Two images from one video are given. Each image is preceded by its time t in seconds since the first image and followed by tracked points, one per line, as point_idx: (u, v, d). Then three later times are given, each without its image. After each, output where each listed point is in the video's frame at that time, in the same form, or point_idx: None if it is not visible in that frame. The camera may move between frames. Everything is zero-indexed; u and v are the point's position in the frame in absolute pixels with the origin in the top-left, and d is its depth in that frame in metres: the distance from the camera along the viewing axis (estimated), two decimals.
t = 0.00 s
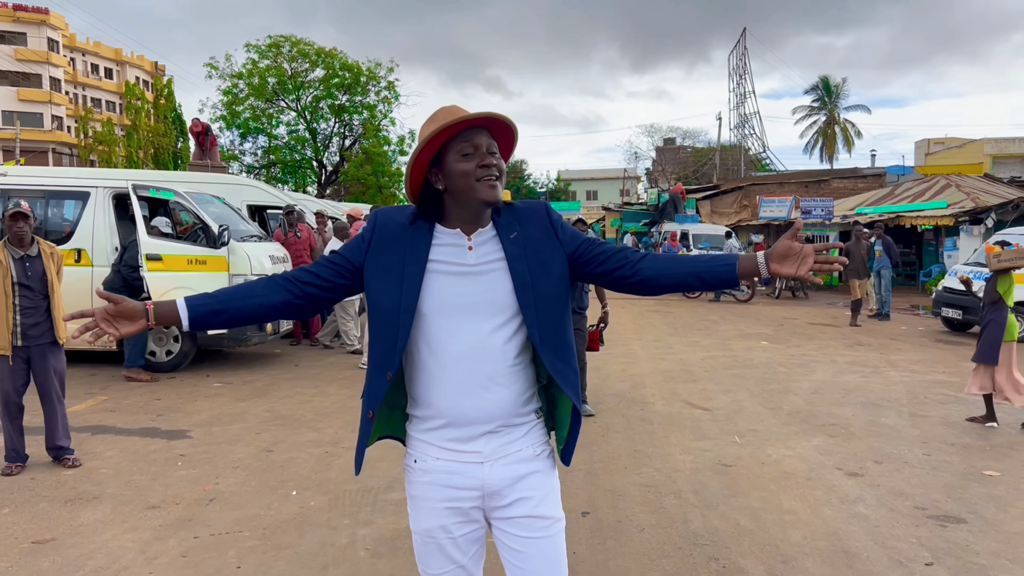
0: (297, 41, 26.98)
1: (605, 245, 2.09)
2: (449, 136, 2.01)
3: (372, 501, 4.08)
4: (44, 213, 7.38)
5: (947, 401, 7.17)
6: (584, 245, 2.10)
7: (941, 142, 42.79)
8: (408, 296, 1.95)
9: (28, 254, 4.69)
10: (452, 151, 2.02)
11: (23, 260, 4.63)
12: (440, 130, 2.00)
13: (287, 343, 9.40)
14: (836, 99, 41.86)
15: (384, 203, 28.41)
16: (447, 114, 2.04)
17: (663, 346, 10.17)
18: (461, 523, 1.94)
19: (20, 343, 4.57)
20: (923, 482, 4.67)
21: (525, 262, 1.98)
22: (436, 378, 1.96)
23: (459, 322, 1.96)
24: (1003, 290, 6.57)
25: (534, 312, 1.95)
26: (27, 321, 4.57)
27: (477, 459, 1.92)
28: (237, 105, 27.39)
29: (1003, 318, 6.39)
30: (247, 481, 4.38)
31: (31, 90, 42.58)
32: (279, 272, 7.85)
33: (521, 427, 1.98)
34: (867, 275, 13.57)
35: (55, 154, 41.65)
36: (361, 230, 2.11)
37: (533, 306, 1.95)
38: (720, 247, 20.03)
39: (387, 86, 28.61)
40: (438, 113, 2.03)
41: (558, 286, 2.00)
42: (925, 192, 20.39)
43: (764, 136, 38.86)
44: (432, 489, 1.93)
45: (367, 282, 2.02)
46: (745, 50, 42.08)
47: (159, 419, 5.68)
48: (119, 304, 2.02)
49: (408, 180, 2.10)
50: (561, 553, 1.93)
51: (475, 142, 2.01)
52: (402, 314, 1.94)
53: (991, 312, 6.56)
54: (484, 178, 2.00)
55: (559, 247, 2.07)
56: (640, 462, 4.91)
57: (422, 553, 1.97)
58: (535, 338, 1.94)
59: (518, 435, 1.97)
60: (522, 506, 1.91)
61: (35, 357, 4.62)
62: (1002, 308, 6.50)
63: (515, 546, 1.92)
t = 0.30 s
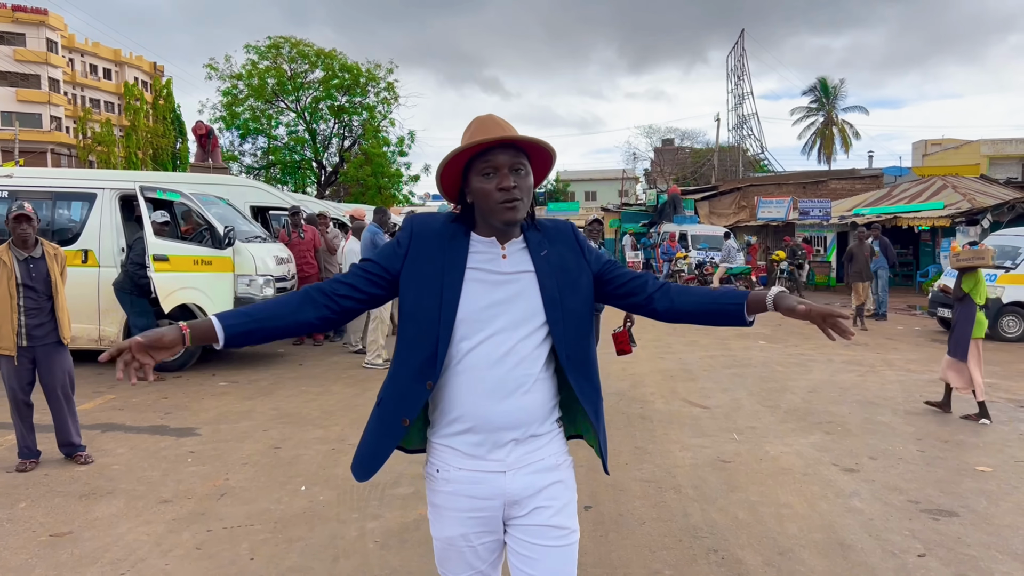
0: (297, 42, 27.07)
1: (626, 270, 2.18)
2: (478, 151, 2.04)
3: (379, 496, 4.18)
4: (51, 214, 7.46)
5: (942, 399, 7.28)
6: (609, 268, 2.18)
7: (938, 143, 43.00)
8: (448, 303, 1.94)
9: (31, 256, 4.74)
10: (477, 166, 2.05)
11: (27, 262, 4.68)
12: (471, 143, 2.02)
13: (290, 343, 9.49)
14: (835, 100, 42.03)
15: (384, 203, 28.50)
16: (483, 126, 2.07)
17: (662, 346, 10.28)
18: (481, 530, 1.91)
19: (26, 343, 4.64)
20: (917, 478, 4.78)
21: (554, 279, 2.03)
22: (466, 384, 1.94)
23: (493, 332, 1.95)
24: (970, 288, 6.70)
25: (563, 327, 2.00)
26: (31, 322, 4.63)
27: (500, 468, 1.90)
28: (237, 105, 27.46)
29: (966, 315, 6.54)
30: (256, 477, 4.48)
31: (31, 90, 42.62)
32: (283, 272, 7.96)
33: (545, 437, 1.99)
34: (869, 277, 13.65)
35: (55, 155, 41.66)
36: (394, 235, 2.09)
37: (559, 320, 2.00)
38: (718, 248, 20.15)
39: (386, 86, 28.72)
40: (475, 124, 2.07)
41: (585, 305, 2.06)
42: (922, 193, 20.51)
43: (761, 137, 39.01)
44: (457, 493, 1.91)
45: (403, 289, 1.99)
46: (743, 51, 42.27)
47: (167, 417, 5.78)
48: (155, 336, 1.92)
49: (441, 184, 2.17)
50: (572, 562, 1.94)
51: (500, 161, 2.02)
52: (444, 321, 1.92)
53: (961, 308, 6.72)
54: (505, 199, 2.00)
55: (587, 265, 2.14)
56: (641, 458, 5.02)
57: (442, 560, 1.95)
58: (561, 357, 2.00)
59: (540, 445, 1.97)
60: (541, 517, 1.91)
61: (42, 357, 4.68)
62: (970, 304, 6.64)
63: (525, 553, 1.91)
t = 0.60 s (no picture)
0: (295, 43, 27.15)
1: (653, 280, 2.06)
2: (533, 155, 2.04)
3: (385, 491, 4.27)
4: (57, 215, 7.53)
5: (937, 398, 7.39)
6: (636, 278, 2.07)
7: (935, 145, 43.22)
8: (501, 310, 1.97)
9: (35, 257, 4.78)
10: (531, 170, 2.05)
11: (31, 262, 4.72)
12: (528, 147, 2.03)
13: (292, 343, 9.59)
14: (832, 102, 42.21)
15: (383, 204, 28.58)
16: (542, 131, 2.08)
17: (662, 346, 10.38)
18: (519, 537, 1.90)
19: (31, 343, 4.67)
20: (911, 474, 4.89)
21: (588, 288, 2.00)
22: (514, 388, 1.96)
23: (538, 337, 1.96)
24: (940, 287, 6.87)
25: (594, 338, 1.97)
26: (36, 322, 4.67)
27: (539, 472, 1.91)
28: (235, 107, 27.51)
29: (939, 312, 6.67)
30: (265, 473, 4.57)
31: (28, 92, 42.62)
32: (286, 273, 8.06)
33: (585, 443, 1.97)
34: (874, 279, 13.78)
35: (53, 157, 41.62)
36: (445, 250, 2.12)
37: (591, 327, 1.98)
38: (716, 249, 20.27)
39: (385, 88, 28.82)
40: (534, 129, 2.08)
41: (617, 313, 2.01)
42: (919, 194, 20.64)
43: (759, 138, 39.14)
44: (494, 496, 1.92)
45: (464, 299, 2.02)
46: (740, 53, 42.46)
47: (174, 415, 5.87)
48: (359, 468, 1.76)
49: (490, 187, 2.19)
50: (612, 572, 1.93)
51: (555, 168, 2.02)
52: (497, 328, 1.96)
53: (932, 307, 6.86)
54: (558, 206, 2.01)
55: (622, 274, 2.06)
56: (641, 455, 5.11)
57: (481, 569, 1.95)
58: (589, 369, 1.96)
59: (581, 450, 1.96)
60: (579, 524, 1.91)
61: (48, 357, 4.72)
62: (939, 304, 6.82)
63: (567, 559, 1.91)
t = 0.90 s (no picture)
0: (295, 45, 27.22)
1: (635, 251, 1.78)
2: (560, 148, 1.89)
3: (386, 489, 4.35)
4: (61, 216, 7.60)
5: (932, 398, 7.47)
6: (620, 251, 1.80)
7: (932, 147, 43.39)
8: (497, 310, 1.91)
9: (40, 259, 4.83)
10: (552, 164, 1.90)
11: (36, 264, 4.77)
12: (555, 139, 1.88)
13: (293, 343, 9.67)
14: (830, 104, 42.36)
15: (382, 205, 28.64)
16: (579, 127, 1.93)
17: (659, 347, 10.47)
18: (519, 535, 1.82)
19: (36, 344, 4.71)
20: (904, 472, 4.96)
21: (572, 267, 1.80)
22: (513, 381, 1.90)
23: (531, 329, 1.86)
24: (918, 286, 7.09)
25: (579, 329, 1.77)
26: (41, 323, 4.70)
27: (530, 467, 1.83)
28: (235, 108, 27.57)
29: (917, 308, 6.90)
30: (268, 471, 4.64)
31: (27, 92, 42.65)
32: (287, 274, 8.13)
33: (586, 440, 1.84)
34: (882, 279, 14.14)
35: (52, 158, 41.64)
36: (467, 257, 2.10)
37: (566, 314, 1.77)
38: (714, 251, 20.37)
39: (384, 89, 28.91)
40: (567, 121, 1.93)
41: (602, 288, 1.77)
42: (916, 196, 20.71)
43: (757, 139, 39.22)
44: (491, 490, 1.85)
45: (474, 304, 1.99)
46: (739, 55, 42.60)
47: (177, 414, 5.94)
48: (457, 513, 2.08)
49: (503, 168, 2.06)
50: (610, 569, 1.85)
51: (578, 166, 1.87)
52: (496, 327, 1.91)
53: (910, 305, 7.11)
54: (569, 203, 1.86)
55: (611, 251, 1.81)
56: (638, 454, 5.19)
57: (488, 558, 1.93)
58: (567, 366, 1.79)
59: (578, 446, 1.83)
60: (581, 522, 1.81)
61: (51, 358, 4.75)
62: (917, 303, 7.06)
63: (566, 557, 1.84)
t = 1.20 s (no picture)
0: (295, 46, 27.29)
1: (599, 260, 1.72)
2: (531, 148, 1.88)
3: (387, 487, 4.41)
4: (64, 217, 7.67)
5: (928, 398, 7.53)
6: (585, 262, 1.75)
7: (933, 147, 43.40)
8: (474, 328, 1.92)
9: (49, 261, 4.89)
10: (518, 165, 1.90)
11: (44, 266, 4.84)
12: (524, 142, 1.89)
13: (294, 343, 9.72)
14: (830, 104, 42.38)
15: (382, 206, 28.70)
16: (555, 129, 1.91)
17: (658, 347, 10.53)
18: (513, 551, 1.85)
19: (41, 346, 4.77)
20: (899, 471, 5.03)
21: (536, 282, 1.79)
22: (492, 397, 1.92)
23: (505, 346, 1.86)
24: (894, 289, 7.24)
25: (549, 346, 1.75)
26: (46, 325, 4.75)
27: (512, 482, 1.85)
28: (235, 109, 27.62)
29: (890, 309, 7.04)
30: (270, 469, 4.70)
31: (28, 93, 42.70)
32: (288, 274, 8.19)
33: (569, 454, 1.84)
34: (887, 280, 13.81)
35: (52, 158, 41.65)
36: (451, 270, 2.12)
37: (535, 332, 1.76)
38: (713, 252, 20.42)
39: (384, 90, 28.97)
40: (545, 125, 1.92)
41: (562, 301, 1.74)
42: (915, 197, 20.76)
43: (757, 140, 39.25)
44: (482, 510, 1.88)
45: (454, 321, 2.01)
46: (739, 56, 42.62)
47: (180, 414, 6.01)
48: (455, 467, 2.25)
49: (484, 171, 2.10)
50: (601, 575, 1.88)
51: (544, 168, 1.85)
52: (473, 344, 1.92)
53: (886, 309, 7.24)
54: (530, 205, 1.85)
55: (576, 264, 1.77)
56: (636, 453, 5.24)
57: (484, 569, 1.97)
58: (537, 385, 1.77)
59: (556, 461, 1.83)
60: (571, 535, 1.82)
61: (56, 360, 4.80)
62: (891, 306, 7.21)
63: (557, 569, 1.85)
